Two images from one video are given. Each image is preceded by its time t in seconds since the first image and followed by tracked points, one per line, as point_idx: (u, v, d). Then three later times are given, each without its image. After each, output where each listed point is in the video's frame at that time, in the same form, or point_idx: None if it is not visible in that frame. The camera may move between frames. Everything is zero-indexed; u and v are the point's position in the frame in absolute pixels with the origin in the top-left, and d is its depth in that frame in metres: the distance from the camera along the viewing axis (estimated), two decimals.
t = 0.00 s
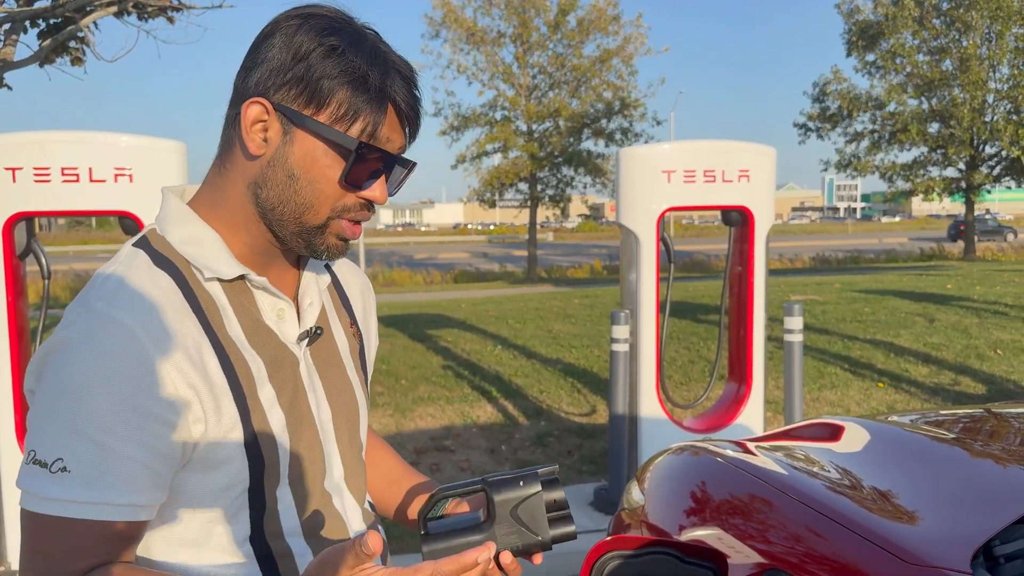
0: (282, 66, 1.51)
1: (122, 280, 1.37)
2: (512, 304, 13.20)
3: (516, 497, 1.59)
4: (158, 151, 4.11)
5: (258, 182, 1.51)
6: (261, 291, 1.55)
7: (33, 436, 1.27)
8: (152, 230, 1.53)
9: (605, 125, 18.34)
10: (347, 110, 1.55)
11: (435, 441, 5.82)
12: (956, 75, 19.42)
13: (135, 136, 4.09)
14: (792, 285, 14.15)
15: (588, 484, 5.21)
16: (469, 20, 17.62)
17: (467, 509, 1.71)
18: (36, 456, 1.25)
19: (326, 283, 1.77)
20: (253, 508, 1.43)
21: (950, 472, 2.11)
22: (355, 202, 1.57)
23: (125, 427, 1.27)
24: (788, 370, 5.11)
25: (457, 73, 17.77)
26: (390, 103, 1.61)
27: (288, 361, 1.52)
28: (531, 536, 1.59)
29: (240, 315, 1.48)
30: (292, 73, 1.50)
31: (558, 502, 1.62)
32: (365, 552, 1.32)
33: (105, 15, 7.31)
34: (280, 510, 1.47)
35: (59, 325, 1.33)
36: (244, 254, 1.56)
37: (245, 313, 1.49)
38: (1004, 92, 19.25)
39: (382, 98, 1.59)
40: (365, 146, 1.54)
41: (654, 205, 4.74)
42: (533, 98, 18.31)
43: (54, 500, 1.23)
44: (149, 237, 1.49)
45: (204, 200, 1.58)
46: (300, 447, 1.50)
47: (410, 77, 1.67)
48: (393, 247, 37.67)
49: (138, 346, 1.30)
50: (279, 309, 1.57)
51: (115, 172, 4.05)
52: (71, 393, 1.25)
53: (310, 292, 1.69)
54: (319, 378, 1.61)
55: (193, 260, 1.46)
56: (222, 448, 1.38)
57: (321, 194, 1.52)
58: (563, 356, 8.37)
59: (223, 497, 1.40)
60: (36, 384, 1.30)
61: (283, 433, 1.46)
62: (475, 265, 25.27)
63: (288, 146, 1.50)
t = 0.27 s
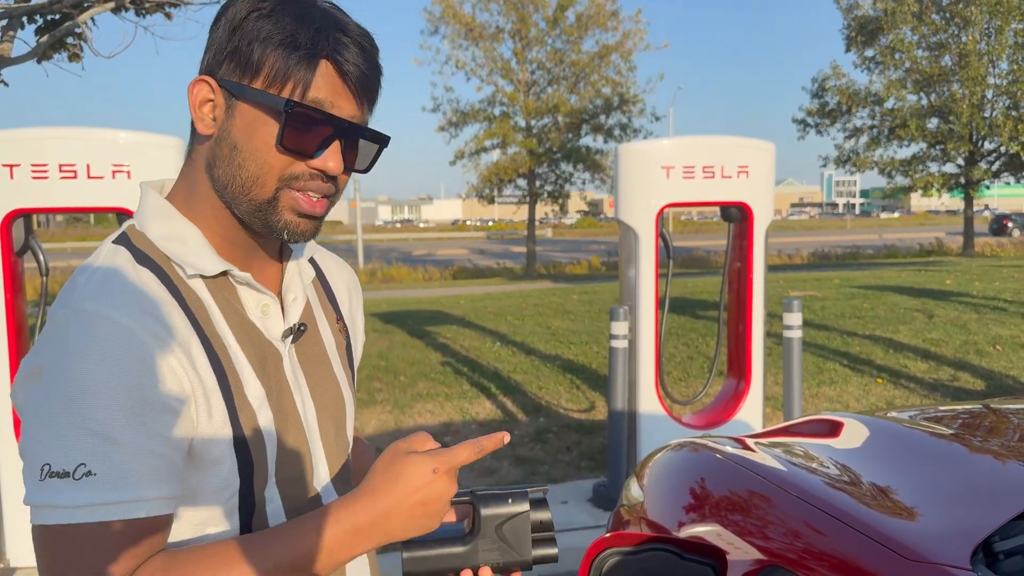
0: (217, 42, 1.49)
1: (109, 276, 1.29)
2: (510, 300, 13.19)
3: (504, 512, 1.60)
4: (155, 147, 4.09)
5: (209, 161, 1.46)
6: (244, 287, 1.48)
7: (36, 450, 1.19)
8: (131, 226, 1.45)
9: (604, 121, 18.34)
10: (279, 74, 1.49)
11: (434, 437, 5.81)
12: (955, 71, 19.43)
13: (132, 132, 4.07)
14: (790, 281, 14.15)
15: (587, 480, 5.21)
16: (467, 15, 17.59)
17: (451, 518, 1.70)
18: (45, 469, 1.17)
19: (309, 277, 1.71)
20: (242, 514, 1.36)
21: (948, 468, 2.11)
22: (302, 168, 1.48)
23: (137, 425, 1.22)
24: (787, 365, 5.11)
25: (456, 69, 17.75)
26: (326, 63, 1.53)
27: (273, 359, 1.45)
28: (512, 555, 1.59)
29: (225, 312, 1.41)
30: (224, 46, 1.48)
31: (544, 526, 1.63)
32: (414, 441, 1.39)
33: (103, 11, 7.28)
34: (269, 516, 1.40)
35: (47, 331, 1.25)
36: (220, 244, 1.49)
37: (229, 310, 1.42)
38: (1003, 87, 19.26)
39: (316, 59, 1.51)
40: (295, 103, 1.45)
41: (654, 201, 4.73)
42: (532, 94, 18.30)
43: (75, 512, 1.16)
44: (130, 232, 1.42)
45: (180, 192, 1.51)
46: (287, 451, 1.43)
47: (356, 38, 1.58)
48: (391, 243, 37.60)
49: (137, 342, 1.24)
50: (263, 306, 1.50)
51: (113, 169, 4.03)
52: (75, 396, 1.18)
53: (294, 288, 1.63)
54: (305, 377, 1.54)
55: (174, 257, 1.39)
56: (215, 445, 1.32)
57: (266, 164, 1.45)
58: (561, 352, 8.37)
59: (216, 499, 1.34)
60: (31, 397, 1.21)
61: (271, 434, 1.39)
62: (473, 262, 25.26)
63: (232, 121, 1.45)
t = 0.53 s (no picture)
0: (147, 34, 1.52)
1: (69, 273, 1.23)
2: (510, 296, 13.20)
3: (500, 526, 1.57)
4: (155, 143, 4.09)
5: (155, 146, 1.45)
6: (218, 284, 1.42)
7: None
8: (102, 223, 1.40)
9: (604, 116, 18.32)
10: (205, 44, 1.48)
11: (434, 433, 5.82)
12: (955, 66, 19.42)
13: (132, 128, 4.07)
14: (790, 276, 14.16)
15: (587, 475, 5.22)
16: (467, 11, 17.56)
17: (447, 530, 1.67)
18: (5, 474, 1.11)
19: (291, 272, 1.65)
20: (218, 515, 1.32)
21: (948, 464, 2.10)
22: (240, 137, 1.45)
23: (99, 428, 1.16)
24: (786, 361, 5.11)
25: (455, 64, 17.73)
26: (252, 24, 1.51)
27: (247, 358, 1.40)
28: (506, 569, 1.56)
29: (195, 310, 1.36)
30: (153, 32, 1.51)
31: (541, 545, 1.59)
32: (396, 476, 1.47)
33: (102, 6, 7.27)
34: (247, 517, 1.36)
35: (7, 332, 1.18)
36: (190, 237, 1.44)
37: (201, 306, 1.37)
38: (1003, 83, 19.25)
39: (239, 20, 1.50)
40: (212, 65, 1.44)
41: (653, 197, 4.73)
42: (531, 89, 18.28)
43: (37, 518, 1.11)
44: (100, 229, 1.36)
45: (152, 186, 1.47)
46: (263, 452, 1.39)
47: None
48: (390, 239, 37.60)
49: (101, 341, 1.18)
50: (239, 303, 1.44)
51: (112, 165, 4.03)
52: (37, 398, 1.12)
53: (271, 283, 1.58)
54: (284, 376, 1.48)
55: (143, 255, 1.33)
56: (180, 443, 1.27)
57: (204, 139, 1.42)
58: (561, 348, 8.37)
59: (191, 498, 1.30)
60: None
61: (245, 433, 1.35)
62: (472, 257, 25.27)
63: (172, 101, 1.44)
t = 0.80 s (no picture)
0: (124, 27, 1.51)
1: (24, 265, 1.22)
2: (507, 287, 13.18)
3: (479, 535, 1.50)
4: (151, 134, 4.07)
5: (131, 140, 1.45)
6: (187, 277, 1.42)
7: None
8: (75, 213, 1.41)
9: (601, 107, 18.28)
10: (181, 37, 1.47)
11: (431, 423, 5.83)
12: (953, 56, 19.39)
13: (127, 118, 4.05)
14: (787, 267, 14.17)
15: (584, 465, 5.23)
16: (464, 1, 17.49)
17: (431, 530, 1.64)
18: None
19: (271, 264, 1.64)
20: (183, 512, 1.33)
21: (943, 456, 2.10)
22: (213, 132, 1.44)
23: (39, 423, 1.14)
24: (783, 351, 5.11)
25: (452, 55, 17.67)
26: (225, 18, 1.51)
27: (217, 353, 1.40)
28: None
29: (161, 303, 1.36)
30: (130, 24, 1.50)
31: (523, 553, 1.52)
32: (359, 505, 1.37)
33: None
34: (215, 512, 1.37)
35: None
36: (162, 229, 1.44)
37: (167, 299, 1.37)
38: (1000, 73, 19.24)
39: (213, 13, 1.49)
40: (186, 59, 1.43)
41: (651, 187, 4.72)
42: (529, 79, 18.22)
43: None
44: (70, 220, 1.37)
45: (129, 174, 1.48)
46: (231, 447, 1.39)
47: None
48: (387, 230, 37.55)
49: (47, 337, 1.16)
50: (209, 297, 1.44)
51: (108, 155, 4.02)
52: None
53: (248, 275, 1.57)
54: (257, 369, 1.48)
55: (109, 246, 1.33)
56: (135, 440, 1.26)
57: (179, 134, 1.42)
58: (559, 339, 8.38)
59: (151, 496, 1.30)
60: None
61: (208, 427, 1.35)
62: (470, 248, 25.24)
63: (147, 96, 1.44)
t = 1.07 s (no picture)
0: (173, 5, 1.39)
1: (26, 255, 1.20)
2: (501, 271, 13.17)
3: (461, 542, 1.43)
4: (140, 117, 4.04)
5: (169, 134, 1.37)
6: (183, 265, 1.41)
7: None
8: (69, 197, 1.38)
9: (594, 90, 18.22)
10: (255, 43, 1.43)
11: (424, 407, 5.83)
12: (946, 39, 19.38)
13: (116, 101, 4.02)
14: (779, 251, 14.19)
15: (576, 449, 5.24)
16: None
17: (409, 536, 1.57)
18: None
19: (261, 251, 1.64)
20: (178, 500, 1.34)
21: (933, 439, 2.11)
22: (272, 143, 1.43)
23: (58, 420, 1.14)
24: (774, 335, 5.13)
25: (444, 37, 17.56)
26: (298, 35, 1.50)
27: (214, 341, 1.41)
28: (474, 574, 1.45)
29: (161, 295, 1.35)
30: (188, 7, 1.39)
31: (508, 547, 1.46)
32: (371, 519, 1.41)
33: None
34: (210, 501, 1.39)
35: None
36: (162, 218, 1.42)
37: (165, 290, 1.36)
38: (993, 56, 19.24)
39: (288, 28, 1.48)
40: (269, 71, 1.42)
41: (643, 171, 4.71)
42: (522, 62, 18.14)
43: None
44: (63, 207, 1.35)
45: (123, 158, 1.44)
46: (226, 437, 1.40)
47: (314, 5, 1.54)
48: (380, 215, 37.45)
49: (66, 334, 1.16)
50: (205, 286, 1.43)
51: (97, 138, 3.98)
52: None
53: (240, 265, 1.56)
54: (249, 358, 1.48)
55: (105, 234, 1.32)
56: (138, 430, 1.27)
57: (237, 141, 1.39)
58: (552, 323, 8.38)
59: (149, 486, 1.31)
60: None
61: (204, 416, 1.36)
62: (463, 233, 25.19)
63: (200, 92, 1.37)
